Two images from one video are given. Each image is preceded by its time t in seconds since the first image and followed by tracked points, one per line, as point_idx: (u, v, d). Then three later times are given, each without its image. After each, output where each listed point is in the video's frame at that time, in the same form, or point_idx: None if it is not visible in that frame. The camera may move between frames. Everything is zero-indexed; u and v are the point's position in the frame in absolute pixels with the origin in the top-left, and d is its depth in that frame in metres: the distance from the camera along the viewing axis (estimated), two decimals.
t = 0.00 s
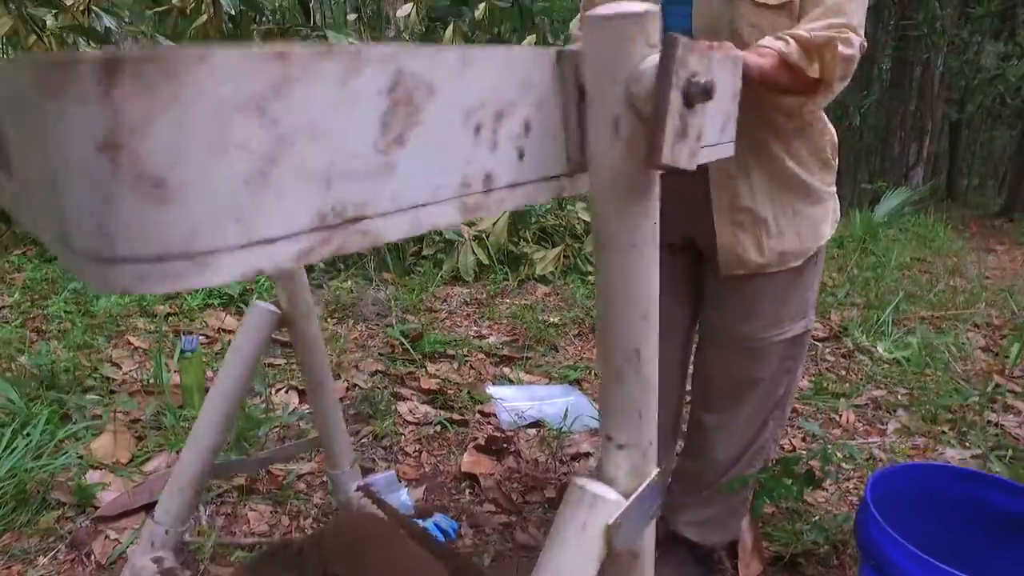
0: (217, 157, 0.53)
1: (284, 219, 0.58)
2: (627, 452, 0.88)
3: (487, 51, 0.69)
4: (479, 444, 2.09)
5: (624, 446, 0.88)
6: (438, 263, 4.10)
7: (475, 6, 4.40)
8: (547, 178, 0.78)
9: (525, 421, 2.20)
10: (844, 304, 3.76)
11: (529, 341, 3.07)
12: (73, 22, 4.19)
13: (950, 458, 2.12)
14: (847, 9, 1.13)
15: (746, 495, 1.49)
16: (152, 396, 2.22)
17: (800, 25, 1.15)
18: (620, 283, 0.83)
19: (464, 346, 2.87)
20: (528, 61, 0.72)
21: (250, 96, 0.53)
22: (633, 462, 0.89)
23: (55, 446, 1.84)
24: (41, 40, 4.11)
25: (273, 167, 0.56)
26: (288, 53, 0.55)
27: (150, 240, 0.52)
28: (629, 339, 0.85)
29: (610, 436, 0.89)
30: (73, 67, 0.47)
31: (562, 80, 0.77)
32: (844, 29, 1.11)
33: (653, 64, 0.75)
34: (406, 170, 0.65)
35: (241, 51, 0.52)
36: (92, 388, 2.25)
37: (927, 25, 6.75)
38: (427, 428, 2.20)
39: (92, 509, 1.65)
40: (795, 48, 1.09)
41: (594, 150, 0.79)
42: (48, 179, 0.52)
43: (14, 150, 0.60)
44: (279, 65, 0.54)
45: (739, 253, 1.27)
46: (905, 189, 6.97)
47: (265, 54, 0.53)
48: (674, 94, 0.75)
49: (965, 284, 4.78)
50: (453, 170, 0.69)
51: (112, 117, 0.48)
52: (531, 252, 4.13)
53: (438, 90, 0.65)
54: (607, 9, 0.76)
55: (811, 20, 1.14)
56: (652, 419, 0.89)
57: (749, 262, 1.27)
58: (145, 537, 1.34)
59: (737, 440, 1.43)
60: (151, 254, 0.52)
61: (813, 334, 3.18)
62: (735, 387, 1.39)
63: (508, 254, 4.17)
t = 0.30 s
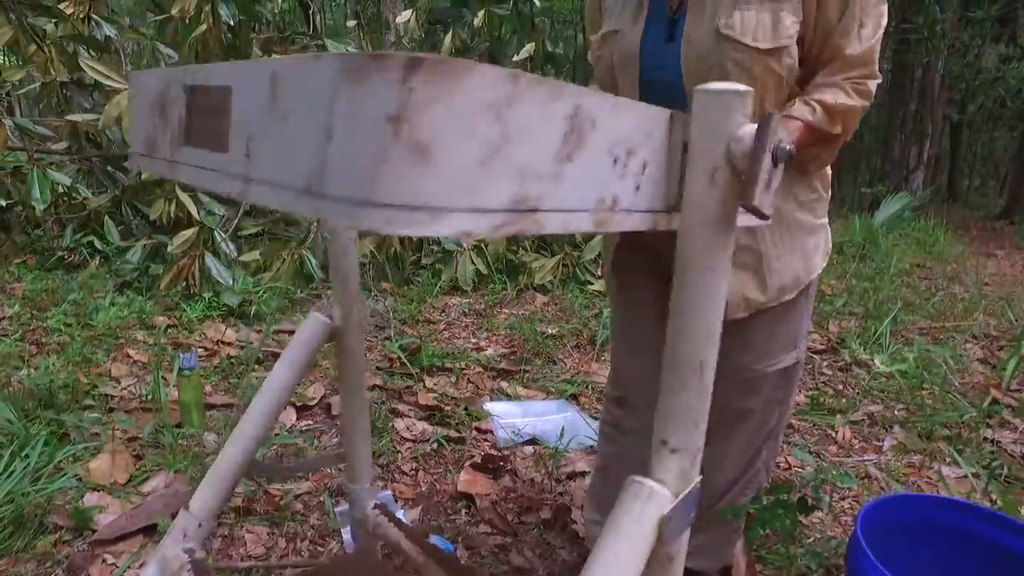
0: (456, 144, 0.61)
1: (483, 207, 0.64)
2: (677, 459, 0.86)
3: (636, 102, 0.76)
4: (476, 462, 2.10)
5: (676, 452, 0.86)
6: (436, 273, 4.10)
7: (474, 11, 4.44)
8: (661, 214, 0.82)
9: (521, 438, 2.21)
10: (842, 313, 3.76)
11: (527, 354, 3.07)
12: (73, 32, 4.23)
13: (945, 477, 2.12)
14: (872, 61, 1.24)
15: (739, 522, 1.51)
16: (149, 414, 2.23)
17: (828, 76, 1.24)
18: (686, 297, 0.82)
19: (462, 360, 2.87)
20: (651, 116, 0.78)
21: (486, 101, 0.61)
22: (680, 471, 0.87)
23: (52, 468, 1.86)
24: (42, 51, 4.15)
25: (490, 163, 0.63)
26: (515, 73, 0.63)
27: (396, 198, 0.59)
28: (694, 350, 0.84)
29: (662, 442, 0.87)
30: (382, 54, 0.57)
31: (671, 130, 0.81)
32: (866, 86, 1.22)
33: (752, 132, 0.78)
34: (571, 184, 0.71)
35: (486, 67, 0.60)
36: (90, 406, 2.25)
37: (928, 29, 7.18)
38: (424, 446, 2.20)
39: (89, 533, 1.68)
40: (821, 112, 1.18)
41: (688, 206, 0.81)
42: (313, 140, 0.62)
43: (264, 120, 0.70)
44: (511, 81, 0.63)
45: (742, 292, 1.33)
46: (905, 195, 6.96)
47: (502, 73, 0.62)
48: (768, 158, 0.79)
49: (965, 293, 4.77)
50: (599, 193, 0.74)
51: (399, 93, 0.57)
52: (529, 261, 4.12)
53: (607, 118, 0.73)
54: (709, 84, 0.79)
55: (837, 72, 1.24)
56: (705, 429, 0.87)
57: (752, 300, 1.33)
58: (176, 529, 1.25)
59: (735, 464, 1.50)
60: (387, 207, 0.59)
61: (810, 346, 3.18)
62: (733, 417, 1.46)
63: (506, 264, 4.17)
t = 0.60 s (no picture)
0: (326, 307, 0.72)
1: (378, 350, 0.77)
2: (638, 537, 1.05)
3: (535, 203, 0.88)
4: (473, 481, 2.12)
5: (636, 531, 1.05)
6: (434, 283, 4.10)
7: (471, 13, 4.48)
8: (583, 302, 0.98)
9: (517, 456, 2.22)
10: (840, 323, 3.76)
11: (525, 367, 3.07)
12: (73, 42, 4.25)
13: (940, 496, 2.14)
14: (847, 104, 1.28)
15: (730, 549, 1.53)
16: (148, 432, 2.24)
17: (802, 116, 1.30)
18: (645, 391, 1.00)
19: (460, 374, 2.88)
20: (566, 212, 0.92)
21: (350, 258, 0.73)
22: (642, 547, 1.06)
23: (50, 490, 1.88)
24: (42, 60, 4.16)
25: (367, 313, 0.75)
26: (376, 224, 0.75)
27: (271, 368, 0.71)
28: (647, 440, 1.02)
29: (624, 522, 1.06)
30: (224, 243, 0.67)
31: (594, 220, 0.95)
32: (841, 127, 1.27)
33: (677, 224, 0.92)
34: (469, 309, 0.84)
35: (342, 230, 0.72)
36: (88, 423, 2.27)
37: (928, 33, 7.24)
38: (421, 464, 2.21)
39: (87, 556, 1.70)
40: (792, 148, 1.24)
41: (624, 296, 0.98)
42: (195, 322, 0.73)
43: (140, 271, 0.79)
44: (373, 236, 0.74)
45: (726, 319, 1.43)
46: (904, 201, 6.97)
47: (364, 230, 0.73)
48: (696, 245, 0.94)
49: (963, 301, 4.77)
50: (508, 305, 0.88)
51: (244, 278, 0.68)
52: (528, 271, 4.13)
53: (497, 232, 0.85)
54: (634, 173, 0.94)
55: (812, 114, 1.29)
56: (661, 513, 1.06)
57: (737, 329, 1.43)
58: None
59: (729, 487, 1.57)
60: (268, 377, 0.72)
61: (807, 359, 3.18)
62: (725, 443, 1.54)
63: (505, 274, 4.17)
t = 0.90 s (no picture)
0: (369, 378, 0.71)
1: (412, 417, 0.75)
2: None
3: (564, 264, 0.89)
4: (473, 501, 2.13)
5: None
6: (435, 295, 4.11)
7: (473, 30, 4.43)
8: (600, 355, 0.98)
9: (517, 475, 2.24)
10: (839, 336, 3.76)
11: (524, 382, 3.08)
12: (75, 54, 4.28)
13: (937, 517, 2.14)
14: (843, 147, 1.37)
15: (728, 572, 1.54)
16: (149, 453, 2.25)
17: (800, 156, 1.40)
18: (646, 440, 1.00)
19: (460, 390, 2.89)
20: (594, 272, 0.92)
21: (398, 330, 0.71)
22: None
23: (50, 516, 1.88)
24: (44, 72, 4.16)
25: (407, 383, 0.74)
26: (424, 292, 0.74)
27: (312, 442, 0.70)
28: (647, 491, 1.01)
29: (622, 567, 1.05)
30: (282, 316, 0.66)
31: (613, 282, 0.96)
32: (837, 170, 1.37)
33: (691, 289, 0.92)
34: (497, 370, 0.83)
35: (395, 301, 0.70)
36: (90, 444, 2.28)
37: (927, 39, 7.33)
38: (421, 483, 2.22)
39: None
40: (791, 188, 1.34)
41: (636, 350, 0.98)
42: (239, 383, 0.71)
43: (193, 328, 0.80)
44: (420, 307, 0.73)
45: (731, 355, 1.45)
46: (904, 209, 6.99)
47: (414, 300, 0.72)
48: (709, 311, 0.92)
49: (964, 312, 4.77)
50: (532, 363, 0.88)
51: (301, 353, 0.67)
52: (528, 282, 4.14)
53: (536, 290, 0.85)
54: (655, 238, 0.94)
55: (809, 154, 1.39)
56: (660, 559, 1.05)
57: (740, 364, 1.45)
58: None
59: (726, 512, 1.62)
60: (306, 449, 0.70)
61: (806, 374, 3.19)
62: (721, 469, 1.58)
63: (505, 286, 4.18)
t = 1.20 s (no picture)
0: (349, 478, 0.72)
1: (395, 508, 0.77)
2: None
3: (544, 344, 0.89)
4: (473, 524, 2.13)
5: None
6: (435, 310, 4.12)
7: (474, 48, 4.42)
8: (586, 423, 0.99)
9: (517, 497, 2.24)
10: (840, 352, 3.74)
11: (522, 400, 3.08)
12: (78, 69, 4.30)
13: (938, 541, 2.14)
14: (827, 187, 1.39)
15: None
16: (148, 476, 2.25)
17: (787, 195, 1.41)
18: (636, 501, 1.02)
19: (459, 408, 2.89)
20: (573, 346, 0.93)
21: (375, 429, 0.72)
22: None
23: (49, 543, 1.87)
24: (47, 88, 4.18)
25: (387, 477, 0.75)
26: (402, 389, 0.74)
27: (293, 541, 0.71)
28: (639, 553, 1.03)
29: None
30: (257, 425, 0.67)
31: (599, 351, 0.97)
32: (820, 210, 1.38)
33: (677, 364, 0.92)
34: (481, 452, 0.85)
35: (372, 403, 0.71)
36: (88, 467, 2.27)
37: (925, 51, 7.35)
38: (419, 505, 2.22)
39: None
40: (781, 227, 1.36)
41: (623, 421, 0.99)
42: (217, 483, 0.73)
43: (172, 417, 0.81)
44: (397, 405, 0.74)
45: (736, 393, 1.46)
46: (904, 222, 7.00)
47: (391, 397, 0.73)
48: (694, 386, 0.93)
49: (965, 325, 4.76)
50: (516, 441, 0.89)
51: (279, 458, 0.68)
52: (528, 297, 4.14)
53: (515, 371, 0.86)
54: (641, 311, 0.93)
55: (794, 194, 1.41)
56: None
57: (745, 400, 1.46)
58: None
59: (723, 536, 1.65)
60: (288, 547, 0.72)
61: (806, 393, 3.17)
62: (716, 495, 1.59)
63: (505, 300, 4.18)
